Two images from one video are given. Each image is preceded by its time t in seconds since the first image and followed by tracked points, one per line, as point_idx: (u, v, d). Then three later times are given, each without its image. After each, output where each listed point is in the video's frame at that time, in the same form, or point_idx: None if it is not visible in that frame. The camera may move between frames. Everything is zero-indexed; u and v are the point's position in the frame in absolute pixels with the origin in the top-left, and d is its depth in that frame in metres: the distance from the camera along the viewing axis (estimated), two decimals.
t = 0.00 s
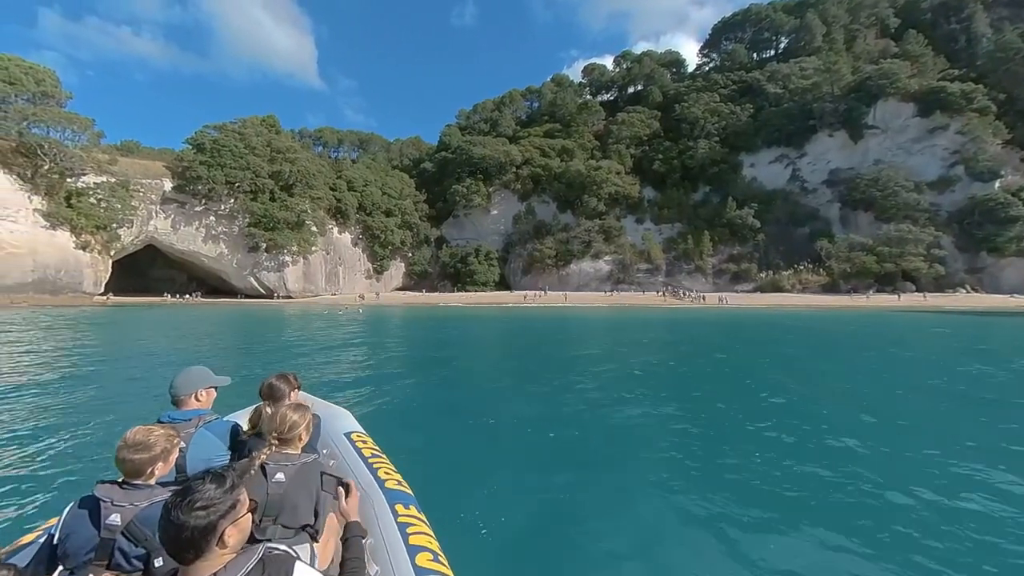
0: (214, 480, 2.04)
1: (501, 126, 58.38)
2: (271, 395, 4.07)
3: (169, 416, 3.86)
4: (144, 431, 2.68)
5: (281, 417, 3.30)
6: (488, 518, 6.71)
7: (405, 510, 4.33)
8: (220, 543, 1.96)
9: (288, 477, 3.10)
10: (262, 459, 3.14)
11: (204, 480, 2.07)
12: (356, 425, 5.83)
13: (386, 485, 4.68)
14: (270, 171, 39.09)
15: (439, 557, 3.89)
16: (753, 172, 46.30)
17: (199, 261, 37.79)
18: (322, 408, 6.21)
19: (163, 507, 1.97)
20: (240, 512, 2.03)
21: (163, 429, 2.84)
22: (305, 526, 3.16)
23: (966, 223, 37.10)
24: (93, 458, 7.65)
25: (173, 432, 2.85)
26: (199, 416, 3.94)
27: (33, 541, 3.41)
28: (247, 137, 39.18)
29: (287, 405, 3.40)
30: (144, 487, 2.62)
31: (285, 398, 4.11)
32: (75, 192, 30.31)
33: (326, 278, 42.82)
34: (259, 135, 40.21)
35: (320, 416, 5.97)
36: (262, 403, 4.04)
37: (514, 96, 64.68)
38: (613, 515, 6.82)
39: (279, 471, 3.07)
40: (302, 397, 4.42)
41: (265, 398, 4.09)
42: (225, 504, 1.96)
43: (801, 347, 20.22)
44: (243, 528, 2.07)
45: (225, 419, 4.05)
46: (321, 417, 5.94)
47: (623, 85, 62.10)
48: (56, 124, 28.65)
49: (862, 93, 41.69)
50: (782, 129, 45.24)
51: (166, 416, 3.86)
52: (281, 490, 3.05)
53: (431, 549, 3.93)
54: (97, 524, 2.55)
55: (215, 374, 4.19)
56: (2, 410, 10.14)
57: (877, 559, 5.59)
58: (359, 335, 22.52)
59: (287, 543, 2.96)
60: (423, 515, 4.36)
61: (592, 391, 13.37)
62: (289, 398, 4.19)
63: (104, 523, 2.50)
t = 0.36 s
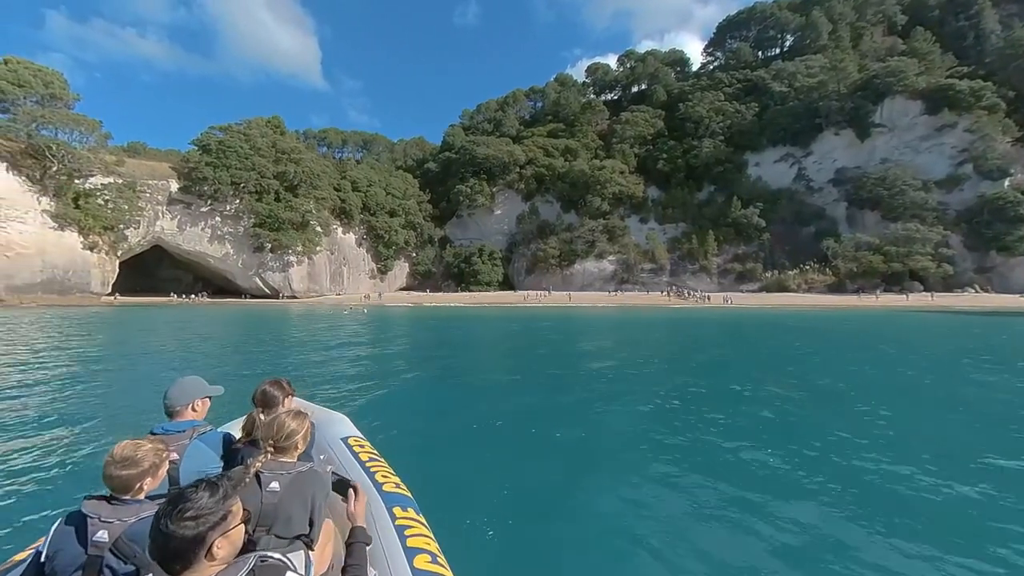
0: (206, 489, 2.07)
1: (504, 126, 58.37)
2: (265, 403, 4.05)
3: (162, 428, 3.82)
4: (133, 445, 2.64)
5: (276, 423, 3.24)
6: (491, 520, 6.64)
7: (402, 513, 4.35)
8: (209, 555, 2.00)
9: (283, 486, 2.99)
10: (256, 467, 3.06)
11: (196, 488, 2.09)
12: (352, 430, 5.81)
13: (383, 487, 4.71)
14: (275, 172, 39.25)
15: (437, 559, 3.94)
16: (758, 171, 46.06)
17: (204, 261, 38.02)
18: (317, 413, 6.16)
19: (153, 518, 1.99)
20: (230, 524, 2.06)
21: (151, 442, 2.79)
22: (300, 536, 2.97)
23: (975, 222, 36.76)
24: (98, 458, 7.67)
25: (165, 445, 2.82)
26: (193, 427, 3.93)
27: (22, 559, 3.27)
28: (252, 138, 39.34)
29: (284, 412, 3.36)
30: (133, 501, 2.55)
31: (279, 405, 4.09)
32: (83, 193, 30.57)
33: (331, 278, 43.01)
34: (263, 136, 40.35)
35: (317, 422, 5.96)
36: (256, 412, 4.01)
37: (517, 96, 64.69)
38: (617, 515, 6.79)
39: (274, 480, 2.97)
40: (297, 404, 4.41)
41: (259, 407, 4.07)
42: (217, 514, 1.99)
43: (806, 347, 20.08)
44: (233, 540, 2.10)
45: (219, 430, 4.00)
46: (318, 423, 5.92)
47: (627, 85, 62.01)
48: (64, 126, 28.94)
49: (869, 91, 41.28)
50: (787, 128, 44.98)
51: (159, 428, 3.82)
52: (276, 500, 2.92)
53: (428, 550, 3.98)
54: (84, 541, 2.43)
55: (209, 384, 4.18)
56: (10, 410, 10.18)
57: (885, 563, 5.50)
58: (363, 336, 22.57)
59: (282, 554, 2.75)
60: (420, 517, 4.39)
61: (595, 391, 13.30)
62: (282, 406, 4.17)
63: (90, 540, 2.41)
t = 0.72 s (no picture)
0: (197, 489, 2.06)
1: (508, 126, 58.29)
2: (259, 406, 4.03)
3: (156, 432, 3.81)
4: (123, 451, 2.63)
5: (270, 424, 3.18)
6: (495, 519, 6.62)
7: (402, 513, 4.32)
8: (198, 558, 1.98)
9: (275, 489, 2.97)
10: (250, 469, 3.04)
11: (186, 489, 2.07)
12: (351, 430, 5.77)
13: (382, 488, 4.67)
14: (280, 172, 39.42)
15: (438, 558, 3.91)
16: (763, 170, 45.81)
17: (210, 262, 38.21)
18: (313, 414, 6.08)
19: (142, 519, 1.98)
20: (219, 525, 2.04)
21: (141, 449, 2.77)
22: (295, 538, 2.95)
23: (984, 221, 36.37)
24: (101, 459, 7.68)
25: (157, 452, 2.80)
26: (189, 431, 3.93)
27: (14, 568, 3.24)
28: (257, 139, 39.45)
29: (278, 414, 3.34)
30: (124, 509, 2.54)
31: (274, 407, 4.07)
32: (90, 194, 30.82)
33: (335, 278, 43.17)
34: (268, 137, 40.45)
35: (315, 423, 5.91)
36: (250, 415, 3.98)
37: (521, 95, 64.65)
38: (620, 514, 6.77)
39: (265, 484, 2.94)
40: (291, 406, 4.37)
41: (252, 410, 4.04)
42: (205, 516, 1.98)
43: (811, 347, 19.95)
44: (223, 542, 2.09)
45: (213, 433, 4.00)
46: (316, 425, 5.87)
47: (630, 84, 61.84)
48: (71, 127, 29.18)
49: (876, 89, 40.92)
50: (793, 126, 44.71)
51: (153, 433, 3.81)
52: (269, 503, 2.90)
53: (429, 550, 3.95)
54: (74, 549, 2.43)
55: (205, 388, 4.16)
56: (20, 410, 10.28)
57: (892, 565, 5.42)
58: (366, 336, 22.60)
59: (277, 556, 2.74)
60: (421, 516, 4.35)
61: (598, 391, 13.24)
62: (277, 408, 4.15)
63: (82, 548, 2.41)
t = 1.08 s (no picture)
0: (189, 484, 2.03)
1: (511, 126, 58.22)
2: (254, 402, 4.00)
3: (152, 426, 3.78)
4: (117, 444, 2.58)
5: (266, 419, 3.14)
6: (498, 521, 6.55)
7: (398, 511, 4.29)
8: (190, 552, 1.95)
9: (270, 485, 2.94)
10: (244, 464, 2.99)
11: (178, 484, 2.05)
12: (348, 427, 5.75)
13: (379, 485, 4.63)
14: (284, 173, 39.54)
15: (434, 557, 3.88)
16: (768, 169, 45.65)
17: (215, 262, 38.40)
18: (310, 409, 6.06)
19: (135, 513, 1.95)
20: (212, 520, 2.01)
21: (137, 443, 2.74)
22: (291, 533, 2.95)
23: (992, 220, 36.02)
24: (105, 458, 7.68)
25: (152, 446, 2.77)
26: (185, 426, 3.91)
27: (13, 560, 3.22)
28: (261, 140, 39.53)
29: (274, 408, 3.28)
30: (120, 502, 2.50)
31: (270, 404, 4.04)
32: (96, 195, 31.02)
33: (339, 278, 43.34)
34: (272, 138, 40.53)
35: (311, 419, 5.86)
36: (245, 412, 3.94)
37: (524, 95, 64.66)
38: (622, 514, 6.72)
39: (260, 480, 2.91)
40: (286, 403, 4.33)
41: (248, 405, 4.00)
42: (198, 510, 1.95)
43: (817, 348, 19.78)
44: (215, 537, 2.05)
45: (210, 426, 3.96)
46: (311, 421, 5.82)
47: (634, 83, 61.76)
48: (78, 129, 29.35)
49: (883, 87, 40.56)
50: (798, 125, 44.57)
51: (149, 426, 3.78)
52: (263, 498, 2.86)
53: (426, 549, 3.91)
54: (71, 543, 2.39)
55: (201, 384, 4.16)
56: (25, 409, 10.30)
57: (899, 567, 5.36)
58: (369, 335, 22.66)
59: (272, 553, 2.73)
60: (417, 515, 4.32)
61: (600, 391, 13.17)
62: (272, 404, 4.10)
63: (78, 543, 2.37)
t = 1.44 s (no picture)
0: (187, 483, 1.99)
1: (514, 125, 58.16)
2: (251, 399, 3.95)
3: (152, 420, 3.77)
4: (116, 440, 2.56)
5: (268, 415, 3.11)
6: (503, 526, 6.38)
7: (392, 510, 4.24)
8: (188, 551, 1.92)
9: (269, 483, 2.89)
10: (243, 460, 2.95)
11: (176, 483, 2.02)
12: (344, 426, 5.72)
13: (373, 485, 4.60)
14: (288, 173, 39.62)
15: (428, 557, 3.81)
16: (773, 168, 45.41)
17: (219, 262, 38.56)
18: (307, 407, 6.04)
19: (132, 512, 1.91)
20: (210, 519, 1.98)
21: (136, 438, 2.71)
22: (287, 532, 2.93)
23: (1000, 219, 35.70)
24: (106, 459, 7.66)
25: (150, 442, 2.74)
26: (184, 420, 3.90)
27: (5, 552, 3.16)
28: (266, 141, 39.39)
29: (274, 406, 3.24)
30: (117, 497, 2.47)
31: (268, 401, 4.01)
32: (102, 196, 31.17)
33: (342, 278, 43.46)
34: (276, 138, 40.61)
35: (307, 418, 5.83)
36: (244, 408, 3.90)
37: (527, 95, 64.63)
38: (626, 515, 6.65)
39: (259, 477, 2.86)
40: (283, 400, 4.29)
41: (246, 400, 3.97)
42: (196, 509, 1.91)
43: (821, 347, 19.66)
44: (213, 537, 2.02)
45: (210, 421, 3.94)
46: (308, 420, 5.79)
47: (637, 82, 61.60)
48: (84, 130, 29.49)
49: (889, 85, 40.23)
50: (802, 124, 44.29)
51: (148, 420, 3.77)
52: (261, 497, 2.83)
53: (419, 548, 3.86)
54: (65, 538, 2.34)
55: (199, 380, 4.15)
56: (26, 409, 10.28)
57: (909, 568, 5.29)
58: (373, 335, 22.67)
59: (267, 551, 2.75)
60: (411, 514, 4.27)
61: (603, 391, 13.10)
62: (270, 401, 4.06)
63: (73, 537, 2.32)
